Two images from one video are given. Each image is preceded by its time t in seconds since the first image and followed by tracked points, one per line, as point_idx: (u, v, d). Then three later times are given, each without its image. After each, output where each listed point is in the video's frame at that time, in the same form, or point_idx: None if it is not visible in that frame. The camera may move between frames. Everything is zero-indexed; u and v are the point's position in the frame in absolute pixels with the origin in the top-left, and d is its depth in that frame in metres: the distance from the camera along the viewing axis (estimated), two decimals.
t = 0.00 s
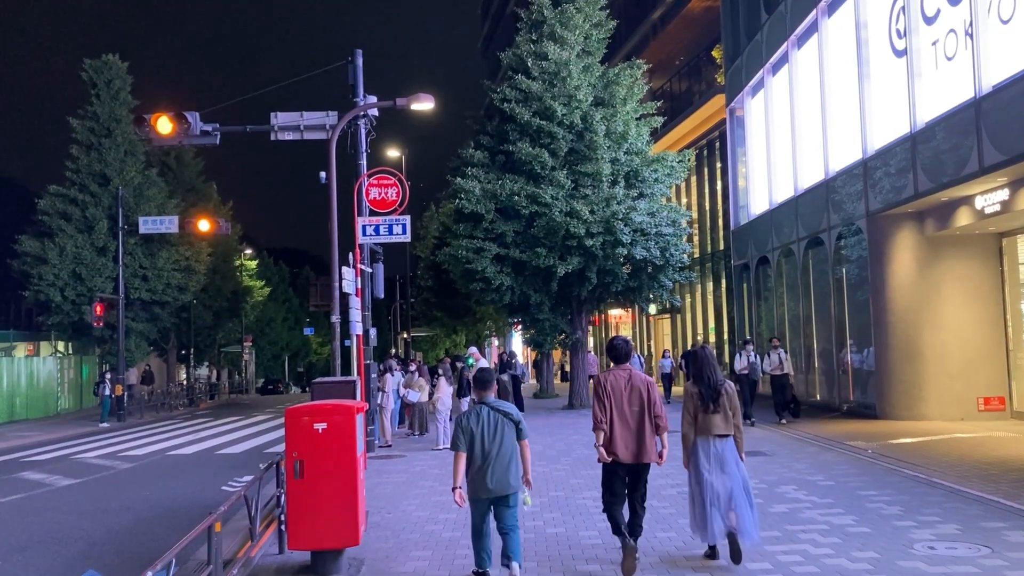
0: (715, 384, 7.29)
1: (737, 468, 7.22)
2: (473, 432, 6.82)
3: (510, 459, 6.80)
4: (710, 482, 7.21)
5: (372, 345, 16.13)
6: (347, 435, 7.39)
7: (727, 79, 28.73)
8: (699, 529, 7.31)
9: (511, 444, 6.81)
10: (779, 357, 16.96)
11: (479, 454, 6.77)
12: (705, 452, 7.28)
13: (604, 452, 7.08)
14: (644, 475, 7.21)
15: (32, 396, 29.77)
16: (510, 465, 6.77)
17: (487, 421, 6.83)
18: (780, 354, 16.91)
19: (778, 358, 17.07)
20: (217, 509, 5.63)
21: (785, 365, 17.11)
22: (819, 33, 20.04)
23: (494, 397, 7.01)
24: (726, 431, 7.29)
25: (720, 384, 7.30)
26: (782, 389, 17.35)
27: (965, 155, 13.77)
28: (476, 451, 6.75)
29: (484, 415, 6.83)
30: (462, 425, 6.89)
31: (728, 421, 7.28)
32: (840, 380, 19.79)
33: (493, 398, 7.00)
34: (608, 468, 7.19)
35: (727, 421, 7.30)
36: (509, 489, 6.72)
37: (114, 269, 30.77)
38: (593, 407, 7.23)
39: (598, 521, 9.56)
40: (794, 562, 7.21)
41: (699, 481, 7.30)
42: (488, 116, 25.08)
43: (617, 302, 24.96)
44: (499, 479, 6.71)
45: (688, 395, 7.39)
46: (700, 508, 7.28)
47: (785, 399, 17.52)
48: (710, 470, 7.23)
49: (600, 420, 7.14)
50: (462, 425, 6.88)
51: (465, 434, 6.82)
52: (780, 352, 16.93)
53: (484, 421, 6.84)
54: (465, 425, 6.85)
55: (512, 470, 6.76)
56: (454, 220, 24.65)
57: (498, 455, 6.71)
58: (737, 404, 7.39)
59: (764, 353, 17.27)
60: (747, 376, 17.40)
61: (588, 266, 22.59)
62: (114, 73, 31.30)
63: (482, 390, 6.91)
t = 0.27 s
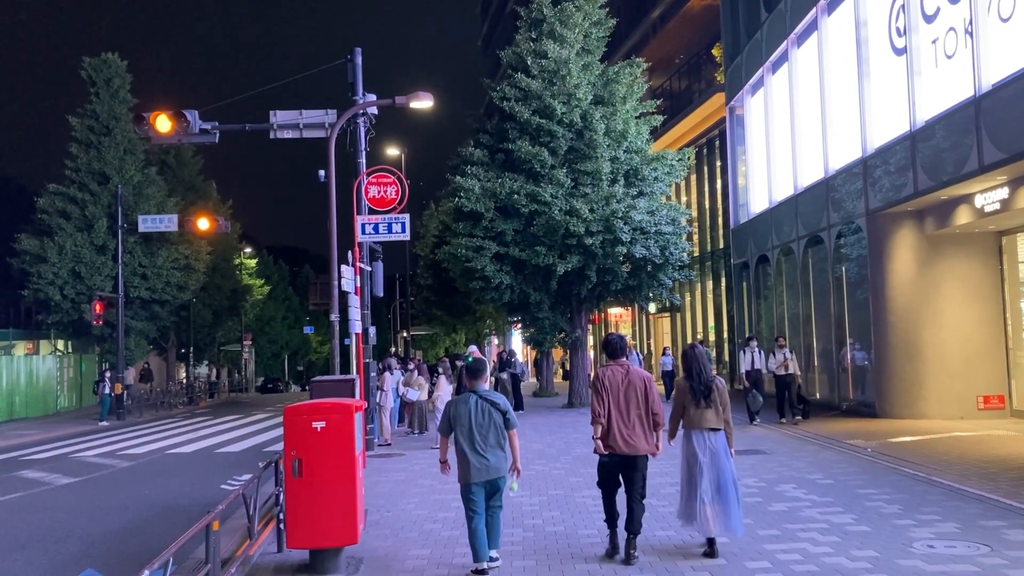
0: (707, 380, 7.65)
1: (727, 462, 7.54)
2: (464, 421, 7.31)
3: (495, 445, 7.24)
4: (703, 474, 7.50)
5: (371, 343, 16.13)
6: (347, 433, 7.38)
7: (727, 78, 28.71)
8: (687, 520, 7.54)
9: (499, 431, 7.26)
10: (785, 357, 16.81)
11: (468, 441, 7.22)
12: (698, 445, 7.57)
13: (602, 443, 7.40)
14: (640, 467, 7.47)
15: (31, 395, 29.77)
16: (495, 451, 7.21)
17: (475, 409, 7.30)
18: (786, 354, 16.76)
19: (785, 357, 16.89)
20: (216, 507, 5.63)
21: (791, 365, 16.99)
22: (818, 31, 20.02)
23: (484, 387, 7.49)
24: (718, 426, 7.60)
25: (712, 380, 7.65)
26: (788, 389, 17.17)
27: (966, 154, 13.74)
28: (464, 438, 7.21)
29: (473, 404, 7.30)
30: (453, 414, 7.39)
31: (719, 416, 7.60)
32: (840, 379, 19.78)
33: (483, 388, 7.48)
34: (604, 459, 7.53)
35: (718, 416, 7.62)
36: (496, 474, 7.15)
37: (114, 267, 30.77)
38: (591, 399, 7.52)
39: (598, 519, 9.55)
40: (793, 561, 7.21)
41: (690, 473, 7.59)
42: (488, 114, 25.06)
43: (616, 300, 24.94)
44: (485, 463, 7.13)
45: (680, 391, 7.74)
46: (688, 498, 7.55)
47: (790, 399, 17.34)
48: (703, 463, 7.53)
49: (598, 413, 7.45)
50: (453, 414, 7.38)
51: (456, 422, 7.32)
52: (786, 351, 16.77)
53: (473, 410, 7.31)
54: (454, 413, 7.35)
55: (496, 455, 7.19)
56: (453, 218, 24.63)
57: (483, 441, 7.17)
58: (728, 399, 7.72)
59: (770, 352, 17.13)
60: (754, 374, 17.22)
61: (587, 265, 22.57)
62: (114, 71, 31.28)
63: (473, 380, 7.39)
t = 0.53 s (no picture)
0: (694, 379, 7.80)
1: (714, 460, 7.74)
2: (456, 422, 7.52)
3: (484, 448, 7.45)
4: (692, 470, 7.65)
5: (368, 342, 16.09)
6: (340, 433, 7.36)
7: (725, 76, 28.68)
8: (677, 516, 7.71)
9: (488, 435, 7.46)
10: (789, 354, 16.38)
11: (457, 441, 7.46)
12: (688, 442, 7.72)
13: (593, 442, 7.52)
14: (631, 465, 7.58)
15: (29, 393, 29.72)
16: (483, 454, 7.42)
17: (467, 411, 7.52)
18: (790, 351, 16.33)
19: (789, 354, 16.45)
20: (207, 508, 5.60)
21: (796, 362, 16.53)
22: (817, 29, 19.98)
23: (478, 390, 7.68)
24: (706, 424, 7.75)
25: (700, 380, 7.79)
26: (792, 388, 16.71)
27: (964, 152, 13.70)
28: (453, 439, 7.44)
29: (465, 406, 7.51)
30: (446, 414, 7.62)
31: (707, 414, 7.72)
32: (838, 377, 19.76)
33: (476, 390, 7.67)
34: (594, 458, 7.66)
35: (707, 415, 7.76)
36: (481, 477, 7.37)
37: (111, 266, 30.74)
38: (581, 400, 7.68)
39: (593, 518, 9.52)
40: (788, 560, 7.17)
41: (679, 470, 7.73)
42: (486, 113, 25.01)
43: (614, 299, 24.89)
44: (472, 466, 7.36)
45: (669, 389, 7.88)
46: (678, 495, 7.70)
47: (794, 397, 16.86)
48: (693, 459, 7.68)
49: (587, 412, 7.59)
50: (447, 413, 7.61)
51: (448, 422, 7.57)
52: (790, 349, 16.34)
53: (465, 412, 7.54)
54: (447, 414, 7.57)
55: (484, 458, 7.40)
56: (451, 217, 24.57)
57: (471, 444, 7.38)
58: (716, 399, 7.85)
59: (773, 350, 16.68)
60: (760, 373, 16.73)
61: (585, 263, 22.52)
62: (111, 70, 31.21)
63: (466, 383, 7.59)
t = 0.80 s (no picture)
0: (685, 374, 8.00)
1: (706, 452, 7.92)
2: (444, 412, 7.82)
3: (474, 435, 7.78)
4: (681, 462, 7.90)
5: (364, 341, 16.02)
6: (333, 431, 7.30)
7: (722, 74, 28.63)
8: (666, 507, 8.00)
9: (476, 423, 7.78)
10: (792, 354, 15.91)
11: (448, 430, 7.74)
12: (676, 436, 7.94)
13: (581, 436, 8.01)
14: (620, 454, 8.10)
15: (24, 392, 29.63)
16: (475, 441, 7.75)
17: (455, 401, 7.82)
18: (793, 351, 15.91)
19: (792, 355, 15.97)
20: (195, 508, 5.54)
21: (799, 362, 15.95)
22: (814, 27, 19.91)
23: (464, 381, 8.03)
24: (697, 416, 7.97)
25: (689, 375, 8.00)
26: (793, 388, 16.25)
27: (962, 150, 13.64)
28: (444, 429, 7.71)
29: (454, 397, 7.82)
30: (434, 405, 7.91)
31: (696, 407, 7.94)
32: (835, 376, 19.71)
33: (463, 382, 8.02)
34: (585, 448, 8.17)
35: (696, 407, 7.97)
36: (472, 462, 7.68)
37: (107, 264, 30.66)
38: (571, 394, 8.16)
39: (588, 518, 9.44)
40: (784, 560, 7.12)
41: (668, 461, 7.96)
42: (483, 111, 24.93)
43: (611, 298, 24.81)
44: (465, 452, 7.69)
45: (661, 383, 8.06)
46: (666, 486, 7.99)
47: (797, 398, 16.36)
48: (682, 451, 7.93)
49: (574, 407, 8.08)
50: (435, 404, 7.88)
51: (437, 413, 7.80)
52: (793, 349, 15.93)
53: (453, 402, 7.83)
54: (436, 404, 7.84)
55: (476, 444, 7.73)
56: (448, 215, 24.49)
57: (464, 431, 7.70)
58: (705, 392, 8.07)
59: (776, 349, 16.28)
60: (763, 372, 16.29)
61: (582, 262, 22.44)
62: (106, 67, 31.12)
63: (454, 374, 7.90)
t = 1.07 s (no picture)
0: (679, 374, 8.09)
1: (701, 452, 8.05)
2: (435, 413, 8.27)
3: (464, 435, 8.24)
4: (675, 462, 8.05)
5: (361, 339, 15.90)
6: (327, 431, 7.20)
7: (722, 72, 28.51)
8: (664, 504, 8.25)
9: (465, 423, 8.26)
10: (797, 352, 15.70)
11: (437, 430, 8.19)
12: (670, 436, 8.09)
13: (578, 434, 7.96)
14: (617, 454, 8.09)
15: (20, 391, 29.49)
16: (465, 440, 8.22)
17: (444, 403, 8.27)
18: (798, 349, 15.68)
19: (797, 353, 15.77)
20: (186, 509, 5.42)
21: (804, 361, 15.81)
22: (814, 23, 19.79)
23: (451, 384, 8.49)
24: (691, 416, 8.10)
25: (684, 376, 8.11)
26: (800, 389, 15.90)
27: (963, 147, 13.54)
28: (435, 429, 8.16)
29: (442, 398, 8.27)
30: (424, 408, 8.35)
31: (691, 408, 8.10)
32: (835, 375, 19.59)
33: (450, 385, 8.47)
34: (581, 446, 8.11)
35: (690, 408, 8.11)
36: (463, 460, 8.15)
37: (103, 262, 30.51)
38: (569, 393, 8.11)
39: (588, 519, 9.31)
40: (787, 562, 7.00)
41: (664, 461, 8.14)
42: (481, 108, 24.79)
43: (610, 296, 24.69)
44: (456, 451, 8.16)
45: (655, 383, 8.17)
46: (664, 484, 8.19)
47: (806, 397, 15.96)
48: (675, 451, 8.08)
49: (571, 406, 8.04)
50: (424, 407, 8.34)
51: (426, 415, 8.25)
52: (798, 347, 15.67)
53: (441, 404, 8.28)
54: (427, 407, 8.29)
55: (466, 444, 8.21)
56: (446, 213, 24.34)
57: (455, 431, 8.17)
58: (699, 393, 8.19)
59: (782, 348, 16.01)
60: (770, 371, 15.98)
61: (581, 260, 22.31)
62: (103, 64, 30.98)
63: (441, 378, 8.37)
